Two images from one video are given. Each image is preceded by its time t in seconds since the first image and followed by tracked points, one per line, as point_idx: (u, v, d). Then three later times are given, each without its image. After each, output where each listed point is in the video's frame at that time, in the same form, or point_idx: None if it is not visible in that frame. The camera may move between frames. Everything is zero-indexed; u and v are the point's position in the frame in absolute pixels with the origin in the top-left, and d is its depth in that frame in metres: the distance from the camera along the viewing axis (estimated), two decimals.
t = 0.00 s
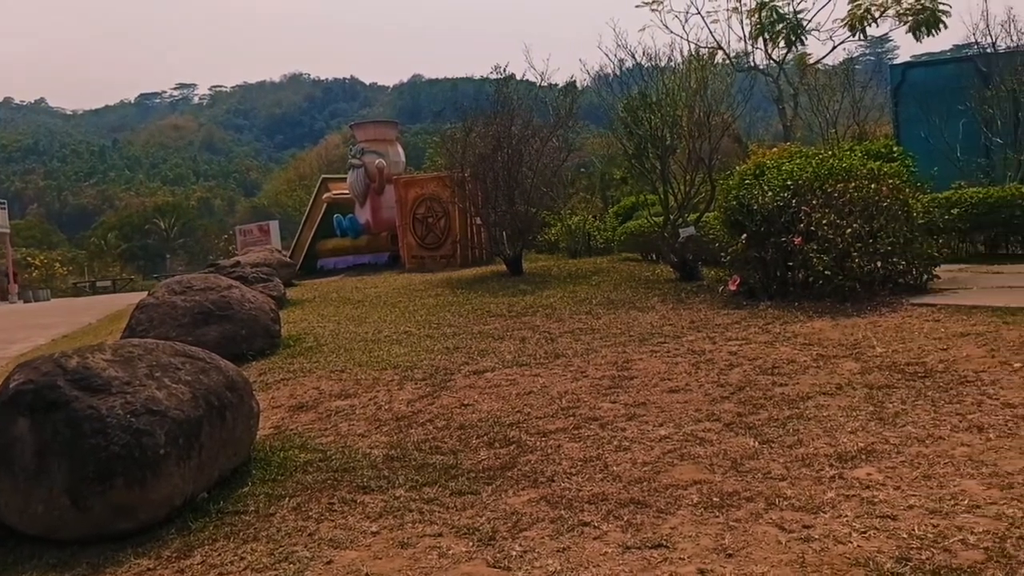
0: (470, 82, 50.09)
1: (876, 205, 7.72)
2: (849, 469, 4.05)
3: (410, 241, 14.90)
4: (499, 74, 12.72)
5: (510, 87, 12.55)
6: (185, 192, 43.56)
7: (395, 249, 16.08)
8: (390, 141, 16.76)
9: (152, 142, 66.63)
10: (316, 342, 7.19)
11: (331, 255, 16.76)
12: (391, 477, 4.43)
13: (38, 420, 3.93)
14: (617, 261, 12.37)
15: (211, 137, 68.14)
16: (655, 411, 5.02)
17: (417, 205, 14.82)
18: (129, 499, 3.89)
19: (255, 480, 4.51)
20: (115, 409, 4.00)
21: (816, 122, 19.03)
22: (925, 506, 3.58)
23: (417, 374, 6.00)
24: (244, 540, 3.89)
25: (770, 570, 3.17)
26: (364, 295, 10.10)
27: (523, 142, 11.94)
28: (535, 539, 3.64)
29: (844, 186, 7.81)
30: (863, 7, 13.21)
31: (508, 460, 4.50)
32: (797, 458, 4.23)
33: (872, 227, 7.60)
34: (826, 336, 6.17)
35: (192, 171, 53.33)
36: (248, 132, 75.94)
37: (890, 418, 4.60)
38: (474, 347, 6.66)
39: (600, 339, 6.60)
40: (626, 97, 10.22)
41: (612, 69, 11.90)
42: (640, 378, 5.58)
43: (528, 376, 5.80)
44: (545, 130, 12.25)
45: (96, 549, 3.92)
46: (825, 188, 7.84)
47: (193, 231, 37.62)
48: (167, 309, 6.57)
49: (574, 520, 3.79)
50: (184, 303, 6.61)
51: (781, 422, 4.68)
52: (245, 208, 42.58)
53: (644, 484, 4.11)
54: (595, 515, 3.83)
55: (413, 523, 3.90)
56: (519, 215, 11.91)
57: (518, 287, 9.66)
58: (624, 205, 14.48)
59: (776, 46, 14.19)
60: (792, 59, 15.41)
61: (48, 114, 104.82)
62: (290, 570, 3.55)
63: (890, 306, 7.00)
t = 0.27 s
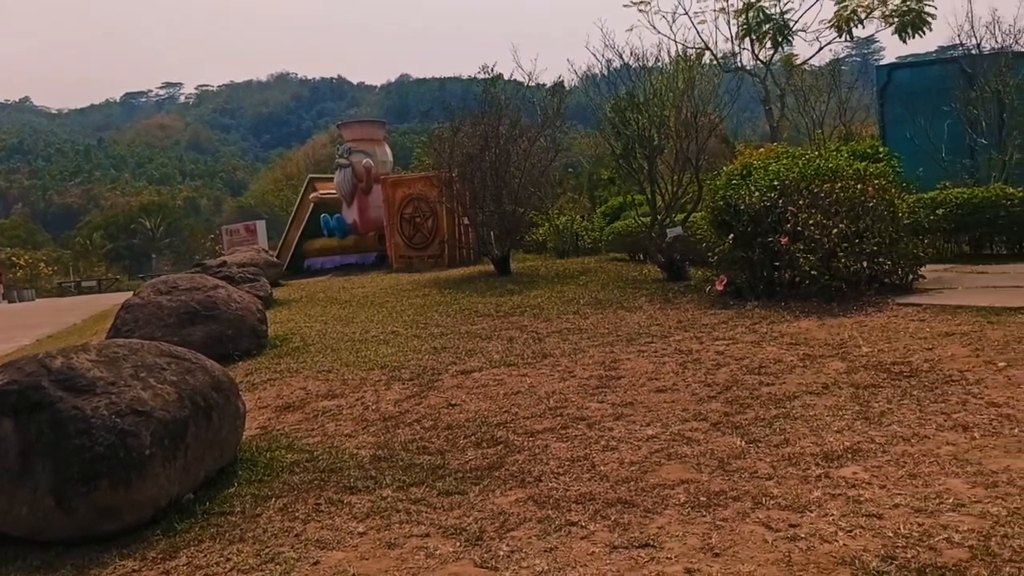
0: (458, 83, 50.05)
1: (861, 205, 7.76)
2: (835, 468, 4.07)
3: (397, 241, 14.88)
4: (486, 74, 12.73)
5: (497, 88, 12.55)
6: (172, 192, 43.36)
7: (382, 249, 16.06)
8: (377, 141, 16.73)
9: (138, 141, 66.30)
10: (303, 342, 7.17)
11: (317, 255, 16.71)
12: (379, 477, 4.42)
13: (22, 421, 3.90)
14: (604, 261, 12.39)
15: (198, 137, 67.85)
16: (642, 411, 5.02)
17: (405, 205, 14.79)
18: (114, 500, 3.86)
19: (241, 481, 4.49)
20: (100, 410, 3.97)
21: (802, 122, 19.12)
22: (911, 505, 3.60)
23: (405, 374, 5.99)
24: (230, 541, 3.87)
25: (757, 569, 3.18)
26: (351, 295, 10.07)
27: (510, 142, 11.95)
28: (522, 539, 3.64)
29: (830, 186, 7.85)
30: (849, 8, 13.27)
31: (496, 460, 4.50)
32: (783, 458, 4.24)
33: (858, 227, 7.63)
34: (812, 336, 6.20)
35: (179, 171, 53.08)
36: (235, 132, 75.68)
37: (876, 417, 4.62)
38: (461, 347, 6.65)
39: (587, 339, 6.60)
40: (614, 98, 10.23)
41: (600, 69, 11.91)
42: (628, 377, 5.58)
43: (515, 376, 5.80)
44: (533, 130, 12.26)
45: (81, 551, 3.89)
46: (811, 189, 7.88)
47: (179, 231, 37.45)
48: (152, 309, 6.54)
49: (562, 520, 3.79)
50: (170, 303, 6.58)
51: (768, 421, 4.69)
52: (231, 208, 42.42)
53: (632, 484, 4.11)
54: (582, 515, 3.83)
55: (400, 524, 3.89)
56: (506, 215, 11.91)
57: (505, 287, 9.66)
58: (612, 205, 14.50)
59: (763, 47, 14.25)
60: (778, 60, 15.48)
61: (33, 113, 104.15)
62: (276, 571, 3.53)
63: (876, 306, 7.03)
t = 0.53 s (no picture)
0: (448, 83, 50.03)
1: (849, 205, 7.79)
2: (823, 467, 4.08)
3: (386, 241, 14.85)
4: (476, 74, 12.84)
5: (487, 88, 12.54)
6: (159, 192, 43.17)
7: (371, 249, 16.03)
8: (366, 141, 16.69)
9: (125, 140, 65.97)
10: (292, 342, 7.16)
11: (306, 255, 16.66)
12: (367, 478, 4.41)
13: (7, 422, 3.87)
14: (593, 261, 12.40)
15: (186, 136, 67.55)
16: (631, 411, 5.03)
17: (393, 205, 14.76)
18: (100, 502, 3.84)
19: (229, 482, 4.47)
20: (86, 411, 3.94)
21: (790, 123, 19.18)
22: (898, 504, 3.61)
23: (393, 375, 5.97)
24: (218, 542, 3.86)
25: (745, 569, 3.19)
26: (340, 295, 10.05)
27: (499, 142, 11.94)
28: (511, 540, 3.63)
29: (818, 186, 7.88)
30: (837, 9, 13.32)
31: (484, 461, 4.49)
32: (771, 458, 4.25)
33: (846, 227, 7.66)
34: (800, 336, 6.22)
35: (167, 170, 52.86)
36: (223, 131, 75.40)
37: (863, 417, 4.64)
38: (450, 347, 6.63)
39: (576, 339, 6.61)
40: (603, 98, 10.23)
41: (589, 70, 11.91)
42: (617, 377, 5.59)
43: (504, 376, 5.79)
44: (522, 130, 12.25)
45: (67, 552, 3.86)
46: (799, 189, 7.90)
47: (167, 231, 37.29)
48: (140, 309, 6.52)
49: (550, 520, 3.78)
50: (157, 303, 6.56)
51: (756, 421, 4.70)
52: (219, 208, 42.26)
53: (620, 484, 4.11)
54: (571, 515, 3.83)
55: (388, 525, 3.88)
56: (495, 216, 11.91)
57: (494, 288, 9.65)
58: (601, 205, 14.51)
59: (751, 48, 14.29)
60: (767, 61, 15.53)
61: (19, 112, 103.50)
62: (264, 572, 3.52)
63: (863, 306, 7.06)
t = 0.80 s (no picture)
0: (438, 83, 50.00)
1: (837, 206, 7.82)
2: (811, 467, 4.09)
3: (375, 241, 14.83)
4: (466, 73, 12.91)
5: (476, 88, 12.53)
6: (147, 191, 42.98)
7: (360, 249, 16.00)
8: (355, 140, 16.66)
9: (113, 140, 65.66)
10: (281, 342, 7.13)
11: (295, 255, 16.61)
12: (356, 478, 4.40)
13: None
14: (583, 261, 12.41)
15: (174, 136, 67.27)
16: (620, 411, 5.03)
17: (382, 204, 14.74)
18: (88, 503, 3.81)
19: (217, 483, 4.45)
20: (73, 412, 3.92)
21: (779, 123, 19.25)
22: (886, 503, 3.62)
23: (382, 375, 5.96)
24: (206, 543, 3.84)
25: (734, 568, 3.19)
26: (329, 295, 10.02)
27: (489, 142, 11.94)
28: (500, 540, 3.63)
29: (807, 186, 7.91)
30: (824, 9, 13.39)
31: (474, 461, 4.49)
32: (760, 458, 4.26)
33: (834, 227, 7.70)
34: (789, 336, 6.24)
35: (154, 170, 52.63)
36: (212, 130, 75.13)
37: (852, 417, 4.66)
38: (440, 347, 6.62)
39: (565, 339, 6.61)
40: (593, 98, 10.24)
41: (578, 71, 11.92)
42: (606, 377, 5.59)
43: (494, 376, 5.79)
44: (512, 130, 12.25)
45: (54, 554, 3.84)
46: (787, 189, 7.93)
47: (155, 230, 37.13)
48: (128, 309, 6.49)
49: (540, 521, 3.78)
50: (145, 303, 6.53)
51: (745, 421, 4.72)
52: (208, 208, 42.11)
53: (609, 484, 4.11)
54: (560, 515, 3.83)
55: (377, 525, 3.87)
56: (485, 216, 11.90)
57: (484, 287, 9.65)
58: (591, 205, 14.52)
59: (740, 48, 14.33)
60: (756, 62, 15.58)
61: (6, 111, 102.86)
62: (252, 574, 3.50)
63: (851, 306, 7.08)
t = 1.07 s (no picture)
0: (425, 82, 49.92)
1: (822, 206, 7.86)
2: (796, 467, 4.11)
3: (361, 241, 14.79)
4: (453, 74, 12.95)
5: (462, 87, 12.52)
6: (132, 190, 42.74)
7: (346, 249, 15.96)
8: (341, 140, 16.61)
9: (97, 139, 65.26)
10: (266, 343, 7.11)
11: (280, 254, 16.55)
12: (341, 479, 4.38)
13: None
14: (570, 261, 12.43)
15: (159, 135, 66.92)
16: (607, 411, 5.04)
17: (369, 204, 14.70)
18: (71, 505, 3.79)
19: (201, 484, 4.43)
20: (56, 413, 3.89)
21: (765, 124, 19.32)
22: (870, 502, 3.64)
23: (368, 376, 5.94)
24: (190, 545, 3.82)
25: (719, 568, 3.20)
26: (314, 295, 9.99)
27: (475, 141, 11.94)
28: (486, 540, 3.63)
29: (792, 186, 7.95)
30: (808, 10, 13.46)
31: (460, 461, 4.49)
32: (746, 457, 4.27)
33: (819, 228, 7.73)
34: (774, 335, 6.27)
35: (139, 169, 52.32)
36: (197, 129, 74.78)
37: (836, 416, 4.68)
38: (426, 347, 6.61)
39: (552, 339, 6.61)
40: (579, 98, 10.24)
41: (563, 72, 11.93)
42: (592, 377, 5.60)
43: (480, 377, 5.79)
44: (498, 130, 12.25)
45: (37, 556, 3.81)
46: (773, 189, 7.97)
47: (140, 230, 36.92)
48: (111, 310, 6.46)
49: (525, 521, 3.78)
50: (129, 304, 6.50)
51: (731, 421, 4.73)
52: (193, 207, 41.91)
53: (596, 484, 4.12)
54: (546, 515, 3.83)
55: (362, 526, 3.86)
56: (471, 215, 11.89)
57: (470, 287, 9.64)
58: (577, 206, 14.53)
59: (726, 48, 14.38)
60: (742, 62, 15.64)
61: None
62: None
63: (836, 306, 7.12)
